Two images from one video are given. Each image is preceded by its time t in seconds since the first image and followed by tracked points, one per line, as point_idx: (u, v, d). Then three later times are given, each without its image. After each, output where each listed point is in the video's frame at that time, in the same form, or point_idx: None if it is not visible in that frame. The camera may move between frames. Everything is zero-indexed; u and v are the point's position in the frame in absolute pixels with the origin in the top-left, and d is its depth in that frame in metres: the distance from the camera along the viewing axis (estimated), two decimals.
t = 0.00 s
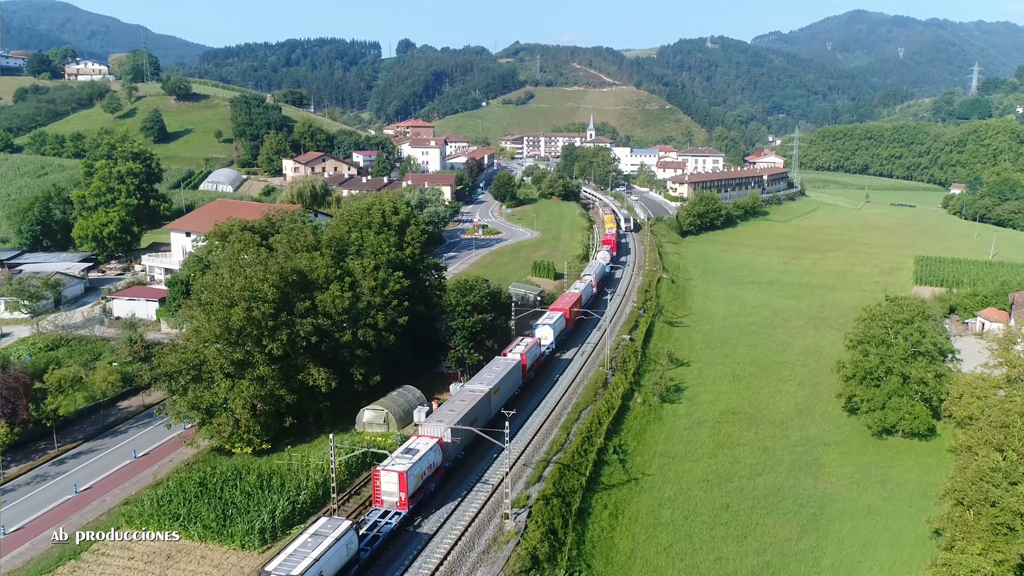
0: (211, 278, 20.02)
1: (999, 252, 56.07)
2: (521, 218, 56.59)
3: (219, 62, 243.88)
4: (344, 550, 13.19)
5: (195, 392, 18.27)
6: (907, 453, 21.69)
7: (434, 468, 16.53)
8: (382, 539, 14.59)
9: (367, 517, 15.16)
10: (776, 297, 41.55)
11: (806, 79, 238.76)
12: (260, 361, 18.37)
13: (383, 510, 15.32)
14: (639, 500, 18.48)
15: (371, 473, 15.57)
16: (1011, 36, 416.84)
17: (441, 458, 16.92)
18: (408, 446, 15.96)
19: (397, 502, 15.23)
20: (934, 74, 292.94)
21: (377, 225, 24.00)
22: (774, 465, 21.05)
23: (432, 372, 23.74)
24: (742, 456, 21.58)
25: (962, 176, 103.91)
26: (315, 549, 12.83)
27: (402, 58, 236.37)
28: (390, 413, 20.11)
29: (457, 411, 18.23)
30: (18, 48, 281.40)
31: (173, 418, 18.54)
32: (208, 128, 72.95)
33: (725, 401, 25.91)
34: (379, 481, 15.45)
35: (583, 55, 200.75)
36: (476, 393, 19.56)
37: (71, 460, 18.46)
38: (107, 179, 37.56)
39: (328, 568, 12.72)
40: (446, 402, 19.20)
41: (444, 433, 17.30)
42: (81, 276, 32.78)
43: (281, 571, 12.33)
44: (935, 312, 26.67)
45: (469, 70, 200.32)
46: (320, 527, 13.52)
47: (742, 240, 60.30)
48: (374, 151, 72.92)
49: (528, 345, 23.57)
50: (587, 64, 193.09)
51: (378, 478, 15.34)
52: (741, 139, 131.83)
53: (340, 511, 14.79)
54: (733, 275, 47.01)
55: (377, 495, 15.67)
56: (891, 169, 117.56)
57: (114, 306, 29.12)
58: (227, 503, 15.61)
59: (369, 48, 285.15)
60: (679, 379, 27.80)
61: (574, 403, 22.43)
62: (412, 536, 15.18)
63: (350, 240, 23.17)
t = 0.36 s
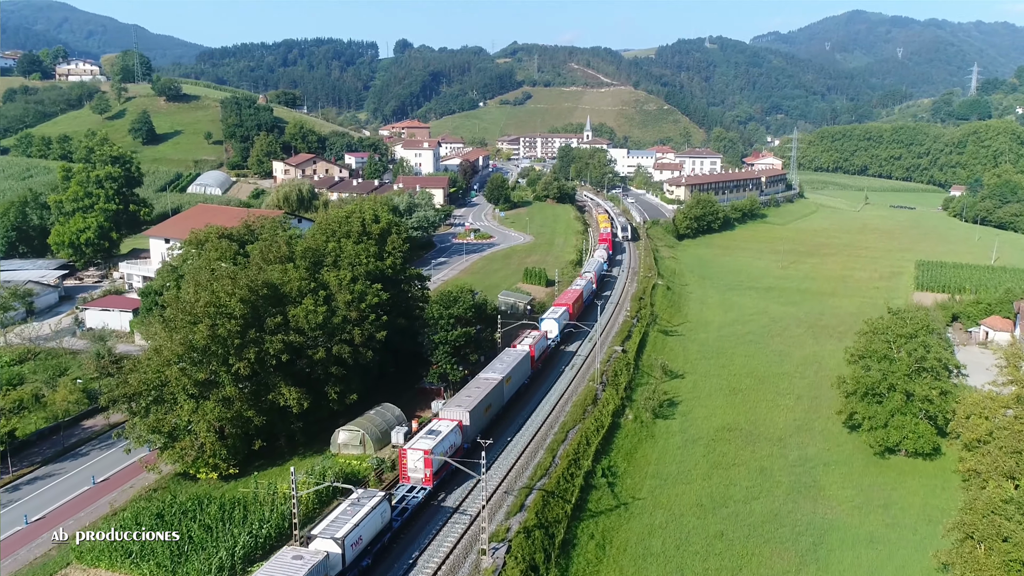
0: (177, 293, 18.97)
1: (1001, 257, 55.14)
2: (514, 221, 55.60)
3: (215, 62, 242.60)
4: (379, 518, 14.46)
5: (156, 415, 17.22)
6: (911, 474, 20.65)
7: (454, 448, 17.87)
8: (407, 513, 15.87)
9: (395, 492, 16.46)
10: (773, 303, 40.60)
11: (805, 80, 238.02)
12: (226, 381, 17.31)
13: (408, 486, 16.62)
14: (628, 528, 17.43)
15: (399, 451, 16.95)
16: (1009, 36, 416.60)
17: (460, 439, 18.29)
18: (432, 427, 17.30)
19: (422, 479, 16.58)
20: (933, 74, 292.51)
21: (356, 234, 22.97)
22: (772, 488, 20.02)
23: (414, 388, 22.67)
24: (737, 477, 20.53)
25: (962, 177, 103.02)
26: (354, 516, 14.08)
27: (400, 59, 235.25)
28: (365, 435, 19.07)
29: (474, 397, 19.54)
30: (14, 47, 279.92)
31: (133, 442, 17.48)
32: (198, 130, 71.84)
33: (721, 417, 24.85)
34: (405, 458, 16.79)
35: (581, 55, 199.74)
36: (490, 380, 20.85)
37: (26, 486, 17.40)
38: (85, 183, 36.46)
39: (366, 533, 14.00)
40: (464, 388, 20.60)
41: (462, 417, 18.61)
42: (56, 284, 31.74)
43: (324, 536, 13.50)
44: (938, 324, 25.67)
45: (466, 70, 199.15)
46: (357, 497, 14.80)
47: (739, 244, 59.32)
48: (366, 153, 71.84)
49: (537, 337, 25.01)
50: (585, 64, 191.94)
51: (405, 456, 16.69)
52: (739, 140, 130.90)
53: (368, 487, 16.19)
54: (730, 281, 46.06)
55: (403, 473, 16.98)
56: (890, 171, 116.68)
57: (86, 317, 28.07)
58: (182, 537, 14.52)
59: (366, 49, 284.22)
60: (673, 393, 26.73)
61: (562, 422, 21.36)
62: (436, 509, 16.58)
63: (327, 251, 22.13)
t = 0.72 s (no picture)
0: (138, 309, 17.86)
1: (1004, 261, 54.12)
2: (508, 225, 54.55)
3: (212, 62, 241.39)
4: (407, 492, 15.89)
5: (110, 440, 16.09)
6: (916, 498, 19.58)
7: (472, 431, 19.02)
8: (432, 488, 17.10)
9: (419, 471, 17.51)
10: (771, 310, 39.54)
11: (803, 80, 237.18)
12: (186, 404, 16.22)
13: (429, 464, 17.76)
14: (616, 560, 16.36)
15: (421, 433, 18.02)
16: (1007, 36, 415.82)
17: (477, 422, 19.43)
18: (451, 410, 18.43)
19: (442, 457, 17.60)
20: (932, 74, 291.85)
21: (334, 243, 21.81)
22: (769, 514, 18.91)
23: (394, 406, 21.54)
24: (733, 502, 19.44)
25: (962, 179, 102.03)
26: (386, 489, 15.54)
27: (397, 59, 234.17)
28: (339, 458, 17.95)
29: (488, 384, 20.67)
30: (10, 48, 278.70)
31: (86, 469, 16.31)
32: (188, 131, 70.68)
33: (717, 434, 23.72)
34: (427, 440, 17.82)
35: (579, 56, 198.69)
36: (502, 369, 21.97)
37: None
38: (61, 188, 35.30)
39: (396, 504, 15.44)
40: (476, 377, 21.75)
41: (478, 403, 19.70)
42: (28, 292, 30.58)
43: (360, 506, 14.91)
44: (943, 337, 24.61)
45: (464, 70, 197.96)
46: (386, 473, 16.23)
47: (737, 247, 58.32)
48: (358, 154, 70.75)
49: (542, 330, 26.34)
50: (583, 64, 190.80)
51: (427, 437, 17.73)
52: (738, 140, 129.90)
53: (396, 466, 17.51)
54: (727, 286, 45.01)
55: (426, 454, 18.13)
56: (889, 172, 115.78)
57: (55, 329, 26.93)
58: None
59: (363, 49, 283.25)
60: (667, 408, 25.58)
61: (547, 443, 20.21)
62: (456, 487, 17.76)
63: (301, 261, 21.04)
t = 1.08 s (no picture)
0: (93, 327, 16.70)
1: (1007, 265, 53.05)
2: (501, 228, 53.52)
3: (209, 62, 240.38)
4: (430, 469, 17.01)
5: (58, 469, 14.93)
6: (922, 524, 18.43)
7: (486, 416, 20.15)
8: (451, 468, 18.31)
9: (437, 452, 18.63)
10: (770, 317, 38.46)
11: (802, 80, 236.21)
12: (141, 430, 15.08)
13: (447, 446, 18.92)
14: None
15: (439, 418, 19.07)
16: (1006, 36, 415.02)
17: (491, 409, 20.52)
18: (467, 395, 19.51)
19: (459, 439, 18.75)
20: (931, 74, 291.03)
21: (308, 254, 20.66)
22: (768, 543, 17.80)
23: (372, 425, 20.43)
24: (729, 529, 18.31)
25: (963, 180, 100.98)
26: (411, 465, 16.63)
27: (395, 59, 233.08)
28: (308, 485, 16.77)
29: (500, 372, 21.78)
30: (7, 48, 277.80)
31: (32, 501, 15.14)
32: (177, 132, 69.52)
33: (713, 453, 22.58)
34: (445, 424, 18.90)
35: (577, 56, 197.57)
36: (511, 358, 23.02)
37: None
38: (35, 193, 34.17)
39: (421, 479, 16.56)
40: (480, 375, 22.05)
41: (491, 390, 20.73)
42: None
43: (389, 481, 16.11)
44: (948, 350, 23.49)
45: (462, 70, 196.71)
46: (411, 452, 17.42)
47: (735, 251, 57.29)
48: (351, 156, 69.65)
49: (547, 323, 27.51)
50: (581, 64, 189.79)
51: (445, 422, 18.76)
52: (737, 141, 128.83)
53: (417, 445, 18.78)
54: (725, 292, 43.95)
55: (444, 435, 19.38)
56: (889, 173, 114.79)
57: (23, 341, 25.82)
58: None
59: (361, 49, 282.33)
60: (661, 424, 24.44)
61: (531, 467, 19.04)
62: (473, 467, 19.06)
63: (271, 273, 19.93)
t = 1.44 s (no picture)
0: (44, 346, 15.52)
1: (1012, 270, 51.95)
2: (494, 232, 52.43)
3: (206, 62, 239.20)
4: (448, 450, 18.11)
5: None
6: (932, 554, 17.18)
7: (497, 402, 21.22)
8: (467, 449, 19.62)
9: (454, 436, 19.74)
10: (769, 325, 37.35)
11: (802, 80, 235.24)
12: (88, 459, 13.90)
13: (461, 429, 20.03)
14: None
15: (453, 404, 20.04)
16: (1006, 37, 414.19)
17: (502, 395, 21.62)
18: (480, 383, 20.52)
19: (474, 425, 19.87)
20: (930, 74, 290.11)
21: (279, 265, 19.36)
22: None
23: (348, 446, 19.26)
24: (725, 560, 17.14)
25: (964, 182, 99.95)
26: (431, 446, 17.76)
27: (393, 59, 231.76)
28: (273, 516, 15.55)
29: (510, 362, 22.86)
30: (4, 48, 276.50)
31: None
32: (166, 134, 68.31)
33: (709, 474, 21.40)
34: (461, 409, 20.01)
35: (575, 56, 196.33)
36: (518, 349, 24.09)
37: None
38: (7, 198, 32.96)
39: (441, 459, 17.71)
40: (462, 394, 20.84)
41: (502, 377, 21.84)
42: None
43: (413, 460, 17.26)
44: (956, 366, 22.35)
45: (460, 71, 195.42)
46: (432, 432, 18.64)
47: (734, 255, 56.21)
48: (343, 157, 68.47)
49: (551, 317, 28.52)
50: (580, 64, 188.62)
51: (460, 408, 19.80)
52: (736, 141, 127.74)
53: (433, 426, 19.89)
54: (722, 298, 42.87)
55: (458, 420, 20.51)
56: (889, 174, 113.74)
57: None
58: None
59: (359, 49, 281.35)
60: (654, 442, 23.24)
61: (514, 493, 17.85)
62: (487, 450, 20.28)
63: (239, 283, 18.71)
